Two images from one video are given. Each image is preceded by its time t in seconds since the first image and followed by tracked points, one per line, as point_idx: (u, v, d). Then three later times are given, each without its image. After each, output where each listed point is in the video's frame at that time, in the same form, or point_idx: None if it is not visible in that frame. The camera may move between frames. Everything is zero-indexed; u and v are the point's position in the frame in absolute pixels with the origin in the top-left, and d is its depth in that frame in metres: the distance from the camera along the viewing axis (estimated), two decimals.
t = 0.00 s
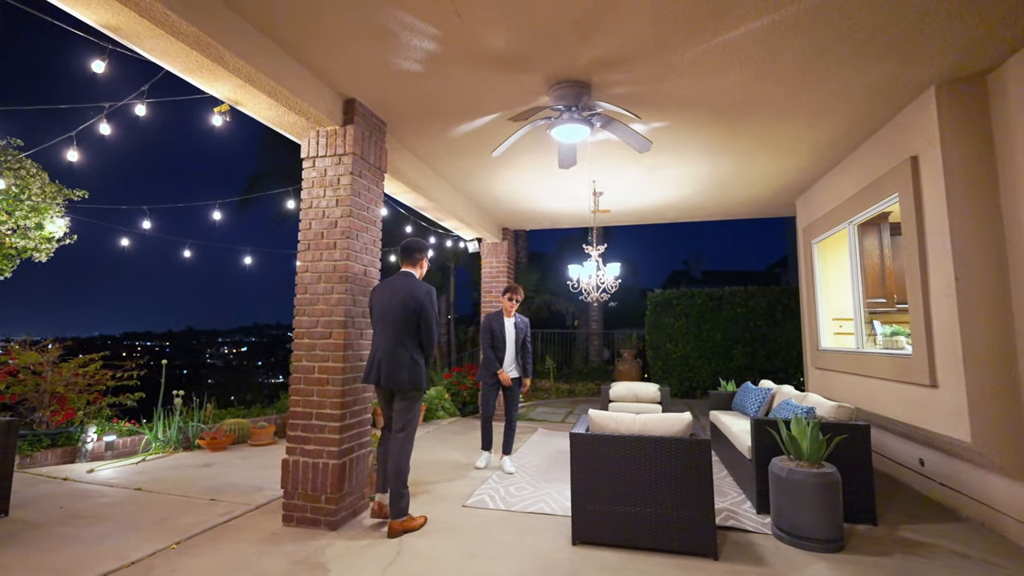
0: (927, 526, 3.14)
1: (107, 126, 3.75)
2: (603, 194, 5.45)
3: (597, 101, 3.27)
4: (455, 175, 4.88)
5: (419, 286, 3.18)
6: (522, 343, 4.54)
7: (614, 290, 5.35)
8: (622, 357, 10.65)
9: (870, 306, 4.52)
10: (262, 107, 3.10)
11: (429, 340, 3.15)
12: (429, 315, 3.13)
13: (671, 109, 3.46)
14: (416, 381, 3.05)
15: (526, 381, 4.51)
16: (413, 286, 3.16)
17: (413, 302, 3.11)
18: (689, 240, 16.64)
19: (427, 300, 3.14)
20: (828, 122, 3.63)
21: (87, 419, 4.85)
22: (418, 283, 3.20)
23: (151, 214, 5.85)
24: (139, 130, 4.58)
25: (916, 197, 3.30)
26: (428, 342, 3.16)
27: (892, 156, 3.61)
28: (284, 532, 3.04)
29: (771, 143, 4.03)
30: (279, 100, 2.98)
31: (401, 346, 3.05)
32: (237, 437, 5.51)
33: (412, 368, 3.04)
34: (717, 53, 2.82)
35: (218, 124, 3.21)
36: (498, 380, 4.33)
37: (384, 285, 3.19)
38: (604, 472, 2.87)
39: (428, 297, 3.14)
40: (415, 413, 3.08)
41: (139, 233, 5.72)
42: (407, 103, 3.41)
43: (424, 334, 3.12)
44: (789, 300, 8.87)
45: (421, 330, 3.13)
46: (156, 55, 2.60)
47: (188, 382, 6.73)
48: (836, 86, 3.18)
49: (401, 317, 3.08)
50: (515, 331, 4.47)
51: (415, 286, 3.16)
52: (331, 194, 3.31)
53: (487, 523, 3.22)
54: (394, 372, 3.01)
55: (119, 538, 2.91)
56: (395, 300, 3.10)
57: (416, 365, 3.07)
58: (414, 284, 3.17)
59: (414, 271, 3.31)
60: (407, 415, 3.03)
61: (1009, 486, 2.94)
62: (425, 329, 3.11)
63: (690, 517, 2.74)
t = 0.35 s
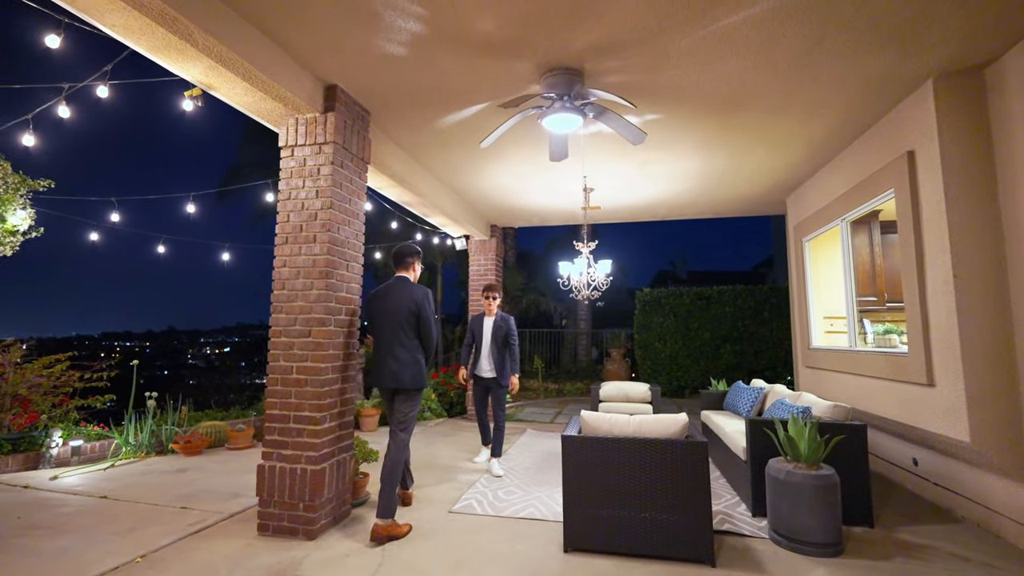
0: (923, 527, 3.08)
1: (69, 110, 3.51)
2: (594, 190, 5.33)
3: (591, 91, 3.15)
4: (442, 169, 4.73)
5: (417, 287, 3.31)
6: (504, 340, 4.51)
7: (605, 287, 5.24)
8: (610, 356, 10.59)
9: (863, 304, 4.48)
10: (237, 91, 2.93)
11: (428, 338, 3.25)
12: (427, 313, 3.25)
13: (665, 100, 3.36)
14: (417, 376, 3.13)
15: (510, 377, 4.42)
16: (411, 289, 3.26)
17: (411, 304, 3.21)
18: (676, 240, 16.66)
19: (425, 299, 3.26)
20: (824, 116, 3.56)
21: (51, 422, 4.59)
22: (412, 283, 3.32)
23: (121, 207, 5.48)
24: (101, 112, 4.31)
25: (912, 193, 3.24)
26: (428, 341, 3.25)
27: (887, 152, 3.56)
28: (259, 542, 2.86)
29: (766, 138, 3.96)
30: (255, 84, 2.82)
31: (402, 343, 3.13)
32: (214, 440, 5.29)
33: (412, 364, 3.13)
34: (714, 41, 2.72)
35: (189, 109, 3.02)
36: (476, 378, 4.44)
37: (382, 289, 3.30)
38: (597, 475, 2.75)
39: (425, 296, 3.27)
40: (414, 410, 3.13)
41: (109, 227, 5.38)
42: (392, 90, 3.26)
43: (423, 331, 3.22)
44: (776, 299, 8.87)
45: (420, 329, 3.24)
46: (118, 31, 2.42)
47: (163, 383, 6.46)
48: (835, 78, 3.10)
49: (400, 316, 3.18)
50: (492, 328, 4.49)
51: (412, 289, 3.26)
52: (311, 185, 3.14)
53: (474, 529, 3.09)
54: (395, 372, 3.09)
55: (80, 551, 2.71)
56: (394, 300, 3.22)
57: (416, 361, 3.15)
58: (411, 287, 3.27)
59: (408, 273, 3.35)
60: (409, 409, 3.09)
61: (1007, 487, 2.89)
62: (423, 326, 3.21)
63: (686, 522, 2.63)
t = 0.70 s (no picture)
0: (928, 533, 2.97)
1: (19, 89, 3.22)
2: (586, 185, 5.18)
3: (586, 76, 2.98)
4: (429, 162, 4.54)
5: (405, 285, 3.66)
6: (486, 339, 4.38)
7: (598, 286, 5.09)
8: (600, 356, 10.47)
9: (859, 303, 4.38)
10: (205, 71, 2.71)
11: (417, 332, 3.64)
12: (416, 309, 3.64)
13: (663, 89, 3.21)
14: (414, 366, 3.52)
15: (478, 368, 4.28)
16: (400, 287, 3.59)
17: (403, 301, 3.56)
18: (665, 239, 16.63)
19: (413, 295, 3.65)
20: (826, 109, 3.44)
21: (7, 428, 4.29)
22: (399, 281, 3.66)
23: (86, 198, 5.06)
24: (52, 90, 3.99)
25: (917, 188, 3.13)
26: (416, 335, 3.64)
27: (889, 147, 3.46)
28: (228, 559, 2.65)
29: (764, 132, 3.84)
30: (224, 63, 2.60)
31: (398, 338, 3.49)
32: (186, 445, 5.03)
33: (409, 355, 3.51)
34: (717, 24, 2.57)
35: (152, 90, 2.79)
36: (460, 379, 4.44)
37: (371, 289, 3.57)
38: (592, 484, 2.59)
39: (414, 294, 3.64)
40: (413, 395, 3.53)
41: (72, 219, 4.97)
42: (374, 73, 3.05)
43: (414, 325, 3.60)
44: (766, 299, 8.83)
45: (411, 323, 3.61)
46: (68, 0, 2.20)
47: (137, 385, 6.16)
48: (840, 67, 2.97)
49: (394, 313, 3.52)
50: (473, 326, 4.41)
51: (402, 287, 3.60)
52: (287, 174, 2.93)
53: (461, 541, 2.90)
54: (397, 363, 3.45)
55: (29, 572, 2.47)
56: (387, 299, 3.54)
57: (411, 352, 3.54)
58: (400, 285, 3.61)
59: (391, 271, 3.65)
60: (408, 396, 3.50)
61: (1015, 492, 2.78)
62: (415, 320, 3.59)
63: (688, 534, 2.48)
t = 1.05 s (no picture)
0: (944, 543, 2.85)
1: None
2: (586, 182, 5.03)
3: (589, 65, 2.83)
4: (424, 157, 4.40)
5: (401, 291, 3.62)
6: (490, 338, 4.29)
7: (598, 285, 4.96)
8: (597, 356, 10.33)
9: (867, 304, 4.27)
10: (186, 56, 2.55)
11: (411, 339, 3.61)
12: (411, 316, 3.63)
13: (669, 80, 3.07)
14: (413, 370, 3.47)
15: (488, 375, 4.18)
16: (397, 290, 3.53)
17: (402, 303, 3.50)
18: (661, 240, 16.54)
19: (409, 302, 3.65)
20: (836, 101, 3.32)
21: None
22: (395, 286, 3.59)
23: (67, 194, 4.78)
24: (13, 73, 3.74)
25: (932, 184, 3.02)
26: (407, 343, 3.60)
27: (901, 142, 3.34)
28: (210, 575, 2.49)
29: (772, 126, 3.71)
30: (205, 47, 2.44)
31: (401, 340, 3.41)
32: (171, 450, 4.84)
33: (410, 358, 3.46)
34: (729, 9, 2.43)
35: (129, 75, 2.63)
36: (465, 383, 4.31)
37: (371, 289, 3.43)
38: (596, 494, 2.45)
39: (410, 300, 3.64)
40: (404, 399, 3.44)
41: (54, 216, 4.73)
42: (367, 61, 2.90)
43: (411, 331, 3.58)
44: (764, 300, 8.73)
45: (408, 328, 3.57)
46: None
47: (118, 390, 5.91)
48: (854, 57, 2.84)
49: (398, 314, 3.44)
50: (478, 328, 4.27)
51: (400, 289, 3.53)
52: (275, 167, 2.77)
53: (457, 553, 2.75)
54: (398, 364, 3.33)
55: None
56: (391, 300, 3.44)
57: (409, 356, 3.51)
58: (397, 288, 3.54)
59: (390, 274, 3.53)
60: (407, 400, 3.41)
61: None
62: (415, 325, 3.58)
63: (698, 548, 2.35)
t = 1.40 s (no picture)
0: (955, 552, 2.72)
1: None
2: (579, 177, 4.87)
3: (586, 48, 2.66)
4: (411, 149, 4.20)
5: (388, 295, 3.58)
6: (505, 342, 4.37)
7: (592, 284, 4.80)
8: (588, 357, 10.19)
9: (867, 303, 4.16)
10: (147, 30, 2.32)
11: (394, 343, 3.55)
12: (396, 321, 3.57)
13: (670, 66, 2.91)
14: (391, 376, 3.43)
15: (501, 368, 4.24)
16: (384, 295, 3.49)
17: (387, 308, 3.46)
18: (650, 240, 16.45)
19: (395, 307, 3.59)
20: (842, 91, 3.18)
21: None
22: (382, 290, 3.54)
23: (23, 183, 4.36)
24: None
25: (941, 178, 2.90)
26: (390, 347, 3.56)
27: (906, 135, 3.22)
28: None
29: (773, 118, 3.58)
30: (167, 20, 2.22)
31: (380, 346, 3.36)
32: (142, 457, 4.59)
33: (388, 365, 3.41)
34: None
35: (85, 52, 2.40)
36: (473, 381, 4.20)
37: (358, 293, 3.40)
38: (594, 506, 2.29)
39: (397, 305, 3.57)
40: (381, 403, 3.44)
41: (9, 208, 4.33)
42: (348, 42, 2.70)
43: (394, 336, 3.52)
44: (756, 299, 8.66)
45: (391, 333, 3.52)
46: None
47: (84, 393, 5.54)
48: (864, 45, 2.71)
49: (381, 320, 3.42)
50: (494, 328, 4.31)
51: (387, 294, 3.50)
52: (247, 154, 2.56)
53: (443, 570, 2.56)
54: (376, 368, 3.33)
55: None
56: (376, 305, 3.39)
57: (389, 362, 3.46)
58: (385, 293, 3.49)
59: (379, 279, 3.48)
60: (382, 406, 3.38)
61: None
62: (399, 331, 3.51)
63: (702, 565, 2.19)
